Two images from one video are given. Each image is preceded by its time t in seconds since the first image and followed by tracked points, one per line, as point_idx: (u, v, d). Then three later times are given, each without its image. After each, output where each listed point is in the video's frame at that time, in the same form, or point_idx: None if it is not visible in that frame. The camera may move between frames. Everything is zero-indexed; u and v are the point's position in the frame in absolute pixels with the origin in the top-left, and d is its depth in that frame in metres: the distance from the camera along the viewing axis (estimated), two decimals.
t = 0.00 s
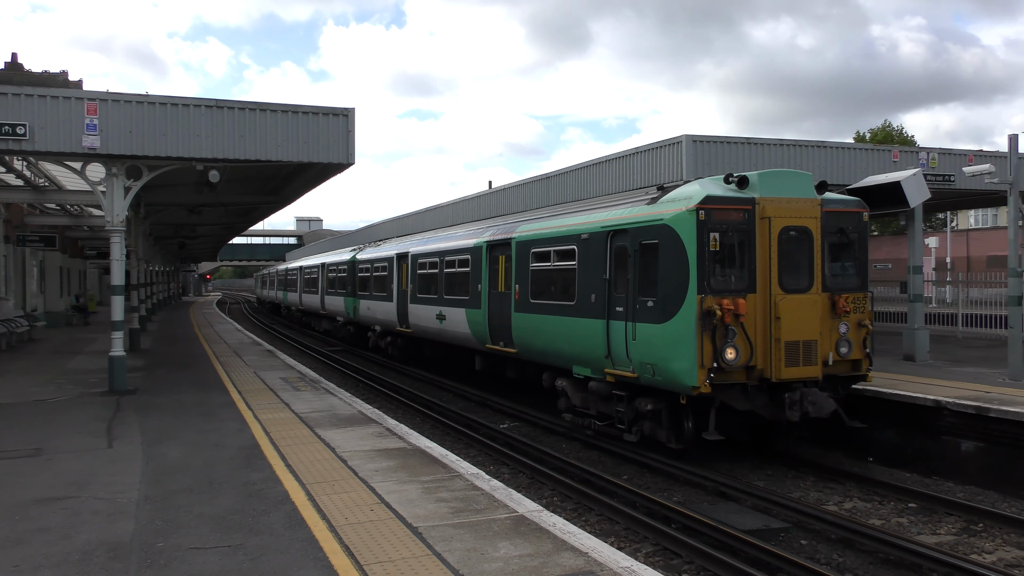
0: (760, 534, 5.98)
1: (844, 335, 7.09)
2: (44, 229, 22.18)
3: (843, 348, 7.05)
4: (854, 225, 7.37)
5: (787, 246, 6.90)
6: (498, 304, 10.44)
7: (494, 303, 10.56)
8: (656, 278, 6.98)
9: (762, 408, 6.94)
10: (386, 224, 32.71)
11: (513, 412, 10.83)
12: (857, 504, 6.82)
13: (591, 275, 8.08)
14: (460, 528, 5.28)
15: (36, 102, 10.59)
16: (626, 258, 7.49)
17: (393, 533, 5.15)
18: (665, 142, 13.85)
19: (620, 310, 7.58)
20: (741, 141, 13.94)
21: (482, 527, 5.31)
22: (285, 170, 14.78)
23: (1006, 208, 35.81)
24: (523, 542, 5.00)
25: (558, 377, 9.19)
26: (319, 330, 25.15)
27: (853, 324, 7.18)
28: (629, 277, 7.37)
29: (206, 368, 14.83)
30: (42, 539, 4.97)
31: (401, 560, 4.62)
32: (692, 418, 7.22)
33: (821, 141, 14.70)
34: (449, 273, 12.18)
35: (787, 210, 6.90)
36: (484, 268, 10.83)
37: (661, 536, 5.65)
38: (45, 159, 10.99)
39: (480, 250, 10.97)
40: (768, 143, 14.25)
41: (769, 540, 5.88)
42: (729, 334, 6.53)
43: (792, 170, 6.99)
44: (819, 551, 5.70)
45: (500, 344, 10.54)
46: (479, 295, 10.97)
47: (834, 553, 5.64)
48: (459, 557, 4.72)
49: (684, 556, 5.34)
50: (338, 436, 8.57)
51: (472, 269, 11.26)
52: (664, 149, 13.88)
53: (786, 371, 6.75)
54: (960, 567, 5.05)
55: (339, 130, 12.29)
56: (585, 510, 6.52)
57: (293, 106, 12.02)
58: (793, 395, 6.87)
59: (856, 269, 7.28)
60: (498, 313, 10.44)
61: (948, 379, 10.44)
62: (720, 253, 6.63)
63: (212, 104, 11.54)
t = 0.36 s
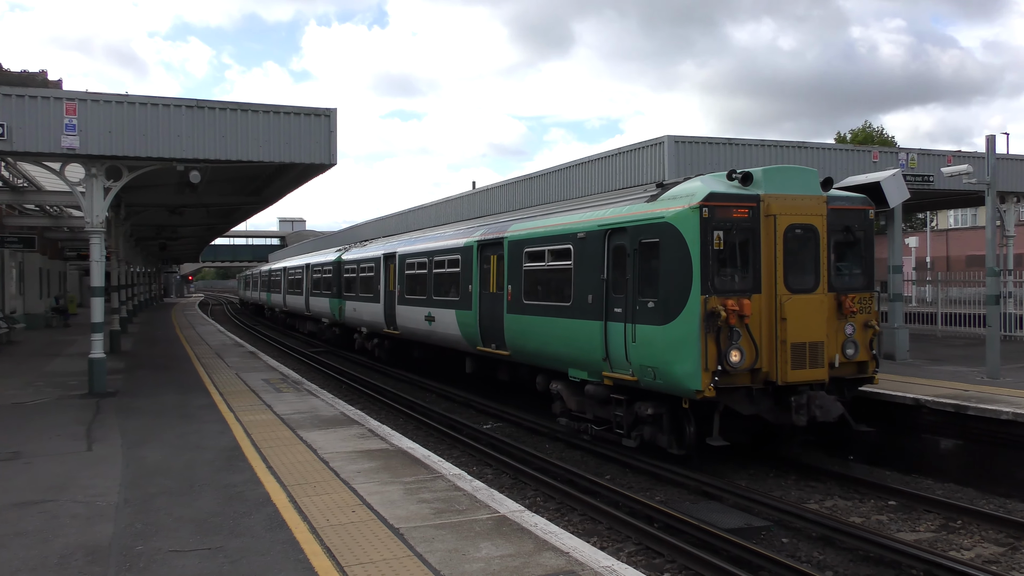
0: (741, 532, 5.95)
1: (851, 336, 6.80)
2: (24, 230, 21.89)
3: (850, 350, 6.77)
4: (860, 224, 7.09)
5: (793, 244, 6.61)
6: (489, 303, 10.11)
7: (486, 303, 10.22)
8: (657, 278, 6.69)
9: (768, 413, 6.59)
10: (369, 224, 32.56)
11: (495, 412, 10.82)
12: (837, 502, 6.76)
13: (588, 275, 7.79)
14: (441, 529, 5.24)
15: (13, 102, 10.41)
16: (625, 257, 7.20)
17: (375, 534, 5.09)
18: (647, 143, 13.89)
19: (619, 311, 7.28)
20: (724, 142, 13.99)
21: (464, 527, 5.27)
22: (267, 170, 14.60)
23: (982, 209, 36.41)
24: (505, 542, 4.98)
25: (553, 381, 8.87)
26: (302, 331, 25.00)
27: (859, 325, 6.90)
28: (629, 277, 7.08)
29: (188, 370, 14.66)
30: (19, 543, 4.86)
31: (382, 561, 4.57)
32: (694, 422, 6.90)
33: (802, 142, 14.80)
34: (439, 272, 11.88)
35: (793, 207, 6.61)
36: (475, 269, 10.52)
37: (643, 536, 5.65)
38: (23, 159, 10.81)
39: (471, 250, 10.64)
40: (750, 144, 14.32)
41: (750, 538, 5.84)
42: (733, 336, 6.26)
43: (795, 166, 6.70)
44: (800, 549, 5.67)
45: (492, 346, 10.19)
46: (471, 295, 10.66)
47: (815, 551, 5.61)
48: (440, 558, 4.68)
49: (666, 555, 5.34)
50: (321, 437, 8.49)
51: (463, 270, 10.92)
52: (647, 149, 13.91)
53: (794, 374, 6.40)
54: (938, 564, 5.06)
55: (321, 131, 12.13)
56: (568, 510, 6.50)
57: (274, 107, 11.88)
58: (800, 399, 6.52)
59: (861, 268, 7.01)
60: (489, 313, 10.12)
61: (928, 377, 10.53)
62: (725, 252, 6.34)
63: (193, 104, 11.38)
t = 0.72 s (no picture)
0: (712, 531, 5.84)
1: (851, 338, 6.52)
2: None
3: (851, 352, 6.48)
4: (861, 223, 6.82)
5: (793, 244, 6.33)
6: (474, 305, 9.70)
7: (470, 305, 9.82)
8: (652, 278, 6.36)
9: (767, 417, 6.29)
10: (345, 225, 32.37)
11: (470, 414, 10.75)
12: (807, 501, 6.54)
13: (578, 276, 7.44)
14: (413, 531, 5.18)
15: None
16: (618, 257, 6.85)
17: (347, 536, 5.02)
18: (621, 144, 13.93)
19: (610, 313, 6.94)
20: (697, 143, 14.08)
21: (436, 529, 5.22)
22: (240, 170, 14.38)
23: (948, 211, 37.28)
24: (477, 543, 4.93)
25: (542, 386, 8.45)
26: (278, 333, 24.74)
27: (860, 327, 6.63)
28: (622, 278, 6.75)
29: (159, 372, 14.40)
30: None
31: (354, 562, 4.51)
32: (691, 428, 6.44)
33: (774, 144, 14.94)
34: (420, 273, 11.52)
35: (793, 206, 6.34)
36: (458, 268, 10.10)
37: (616, 535, 5.63)
38: None
39: (454, 249, 10.25)
40: (723, 146, 14.43)
41: (721, 537, 5.75)
42: (733, 339, 5.95)
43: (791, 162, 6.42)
44: (770, 548, 5.56)
45: (476, 349, 9.76)
46: (453, 296, 10.23)
47: (785, 549, 5.51)
48: (412, 560, 4.62)
49: (639, 554, 5.33)
50: (293, 439, 8.36)
51: (445, 270, 10.50)
52: (621, 151, 13.95)
53: (795, 378, 6.11)
54: (905, 560, 4.97)
55: (294, 131, 11.97)
56: (542, 511, 6.47)
57: (247, 107, 11.70)
58: (802, 404, 6.20)
59: (861, 269, 6.74)
60: (472, 316, 9.73)
61: (898, 377, 10.67)
62: (724, 252, 6.04)
63: (164, 104, 11.18)
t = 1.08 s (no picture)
0: (679, 530, 5.84)
1: (850, 340, 6.31)
2: None
3: (850, 354, 6.28)
4: (860, 219, 6.63)
5: (793, 241, 6.09)
6: (453, 307, 9.53)
7: (450, 307, 9.65)
8: (646, 278, 6.12)
9: (765, 423, 6.06)
10: (315, 225, 32.03)
11: (439, 414, 10.71)
12: (773, 499, 6.59)
13: (567, 276, 7.18)
14: (379, 531, 5.12)
15: None
16: (609, 256, 6.61)
17: (313, 538, 4.93)
18: (590, 145, 13.97)
19: (601, 314, 6.70)
20: (665, 144, 14.18)
21: (402, 529, 5.16)
22: (207, 170, 14.13)
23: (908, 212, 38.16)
24: (443, 544, 4.89)
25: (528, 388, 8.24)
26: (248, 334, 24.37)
27: (859, 328, 6.42)
28: (613, 278, 6.50)
29: (124, 374, 14.07)
30: None
31: (320, 564, 4.44)
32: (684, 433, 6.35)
33: (741, 144, 15.11)
34: (397, 273, 11.41)
35: (792, 202, 6.10)
36: (438, 268, 9.92)
37: (584, 534, 5.63)
38: None
39: (433, 248, 10.05)
40: (690, 146, 14.55)
41: (688, 535, 5.74)
42: (731, 341, 5.70)
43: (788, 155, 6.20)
44: (736, 545, 5.58)
45: (456, 352, 9.56)
46: (433, 297, 10.04)
47: (751, 546, 5.54)
48: (378, 561, 4.57)
49: (606, 553, 5.33)
50: (259, 441, 8.22)
51: (424, 270, 10.34)
52: (590, 151, 13.98)
53: (795, 382, 5.88)
54: (868, 556, 5.01)
55: (261, 130, 11.80)
56: (510, 511, 6.44)
57: (212, 105, 11.48)
58: (802, 408, 5.97)
59: (860, 268, 6.56)
60: (451, 317, 9.58)
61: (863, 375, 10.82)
62: (722, 250, 5.80)
63: (128, 101, 10.92)
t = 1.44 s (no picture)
0: (639, 532, 5.82)
1: (845, 345, 6.11)
2: None
3: (845, 360, 6.07)
4: (854, 221, 6.46)
5: (789, 242, 5.87)
6: (427, 312, 9.32)
7: (423, 311, 9.45)
8: (636, 281, 5.87)
9: (760, 432, 5.81)
10: (276, 230, 31.57)
11: (401, 419, 10.60)
12: (732, 500, 6.60)
13: (550, 279, 6.89)
14: (337, 538, 5.01)
15: None
16: (595, 258, 6.35)
17: (268, 546, 4.81)
18: (551, 149, 14.02)
19: (587, 319, 6.43)
20: (624, 149, 14.31)
21: (360, 536, 5.06)
22: (163, 173, 13.76)
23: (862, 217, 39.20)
24: (402, 549, 4.81)
25: (506, 397, 7.94)
26: (208, 340, 23.86)
27: (855, 332, 6.23)
28: (600, 281, 6.24)
29: (76, 381, 13.63)
30: None
31: (275, 573, 4.33)
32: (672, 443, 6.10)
33: (700, 150, 15.32)
34: (367, 277, 11.25)
35: (788, 202, 5.89)
36: (411, 271, 9.73)
37: (544, 538, 5.60)
38: None
39: (406, 251, 9.88)
40: (650, 151, 14.70)
41: (648, 537, 5.72)
42: (726, 347, 5.47)
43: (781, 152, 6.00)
44: (695, 546, 5.57)
45: (430, 358, 9.33)
46: (406, 302, 9.83)
47: (709, 547, 5.52)
48: (334, 568, 4.47)
49: (566, 556, 5.31)
50: (217, 448, 8.01)
51: (396, 274, 10.17)
52: (551, 156, 14.02)
53: (791, 390, 5.67)
54: (823, 555, 5.03)
55: (219, 134, 11.53)
56: (471, 515, 6.38)
57: (169, 107, 11.17)
58: (798, 418, 5.75)
59: (856, 271, 6.37)
60: (425, 321, 9.39)
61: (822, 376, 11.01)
62: (716, 251, 5.56)
63: (81, 103, 10.58)
